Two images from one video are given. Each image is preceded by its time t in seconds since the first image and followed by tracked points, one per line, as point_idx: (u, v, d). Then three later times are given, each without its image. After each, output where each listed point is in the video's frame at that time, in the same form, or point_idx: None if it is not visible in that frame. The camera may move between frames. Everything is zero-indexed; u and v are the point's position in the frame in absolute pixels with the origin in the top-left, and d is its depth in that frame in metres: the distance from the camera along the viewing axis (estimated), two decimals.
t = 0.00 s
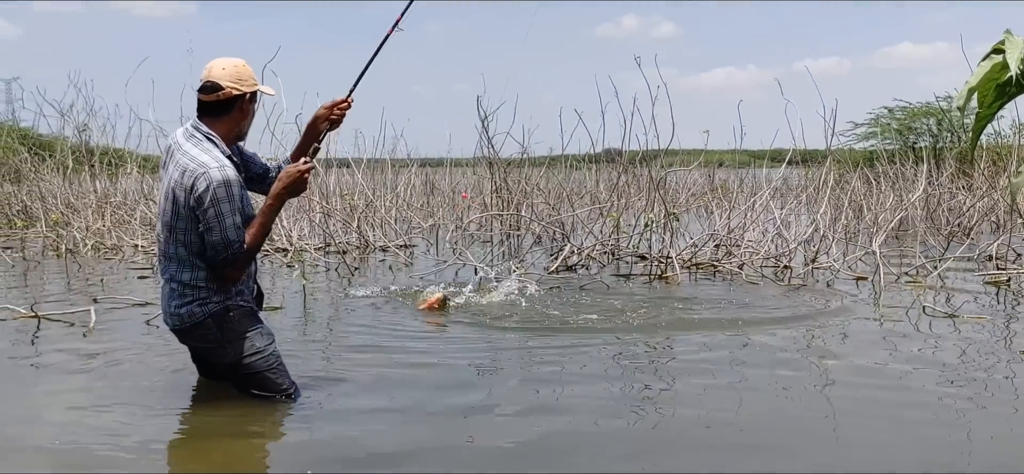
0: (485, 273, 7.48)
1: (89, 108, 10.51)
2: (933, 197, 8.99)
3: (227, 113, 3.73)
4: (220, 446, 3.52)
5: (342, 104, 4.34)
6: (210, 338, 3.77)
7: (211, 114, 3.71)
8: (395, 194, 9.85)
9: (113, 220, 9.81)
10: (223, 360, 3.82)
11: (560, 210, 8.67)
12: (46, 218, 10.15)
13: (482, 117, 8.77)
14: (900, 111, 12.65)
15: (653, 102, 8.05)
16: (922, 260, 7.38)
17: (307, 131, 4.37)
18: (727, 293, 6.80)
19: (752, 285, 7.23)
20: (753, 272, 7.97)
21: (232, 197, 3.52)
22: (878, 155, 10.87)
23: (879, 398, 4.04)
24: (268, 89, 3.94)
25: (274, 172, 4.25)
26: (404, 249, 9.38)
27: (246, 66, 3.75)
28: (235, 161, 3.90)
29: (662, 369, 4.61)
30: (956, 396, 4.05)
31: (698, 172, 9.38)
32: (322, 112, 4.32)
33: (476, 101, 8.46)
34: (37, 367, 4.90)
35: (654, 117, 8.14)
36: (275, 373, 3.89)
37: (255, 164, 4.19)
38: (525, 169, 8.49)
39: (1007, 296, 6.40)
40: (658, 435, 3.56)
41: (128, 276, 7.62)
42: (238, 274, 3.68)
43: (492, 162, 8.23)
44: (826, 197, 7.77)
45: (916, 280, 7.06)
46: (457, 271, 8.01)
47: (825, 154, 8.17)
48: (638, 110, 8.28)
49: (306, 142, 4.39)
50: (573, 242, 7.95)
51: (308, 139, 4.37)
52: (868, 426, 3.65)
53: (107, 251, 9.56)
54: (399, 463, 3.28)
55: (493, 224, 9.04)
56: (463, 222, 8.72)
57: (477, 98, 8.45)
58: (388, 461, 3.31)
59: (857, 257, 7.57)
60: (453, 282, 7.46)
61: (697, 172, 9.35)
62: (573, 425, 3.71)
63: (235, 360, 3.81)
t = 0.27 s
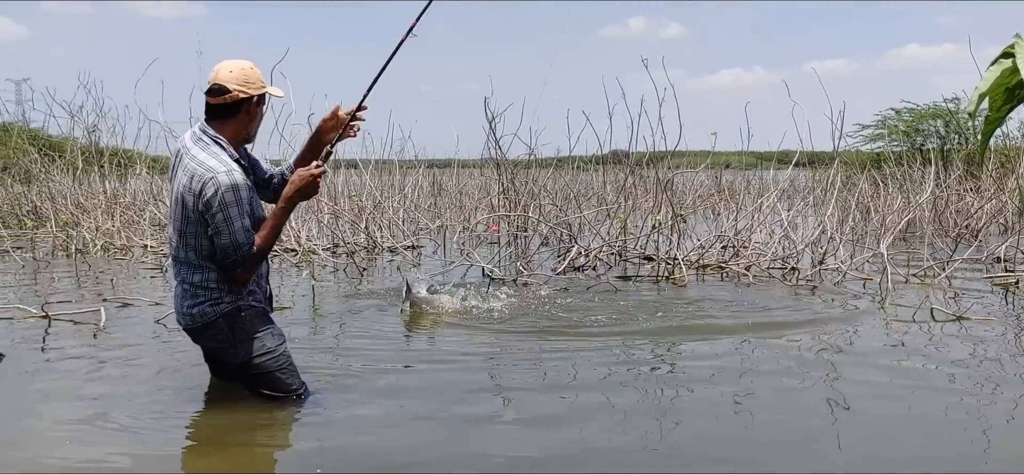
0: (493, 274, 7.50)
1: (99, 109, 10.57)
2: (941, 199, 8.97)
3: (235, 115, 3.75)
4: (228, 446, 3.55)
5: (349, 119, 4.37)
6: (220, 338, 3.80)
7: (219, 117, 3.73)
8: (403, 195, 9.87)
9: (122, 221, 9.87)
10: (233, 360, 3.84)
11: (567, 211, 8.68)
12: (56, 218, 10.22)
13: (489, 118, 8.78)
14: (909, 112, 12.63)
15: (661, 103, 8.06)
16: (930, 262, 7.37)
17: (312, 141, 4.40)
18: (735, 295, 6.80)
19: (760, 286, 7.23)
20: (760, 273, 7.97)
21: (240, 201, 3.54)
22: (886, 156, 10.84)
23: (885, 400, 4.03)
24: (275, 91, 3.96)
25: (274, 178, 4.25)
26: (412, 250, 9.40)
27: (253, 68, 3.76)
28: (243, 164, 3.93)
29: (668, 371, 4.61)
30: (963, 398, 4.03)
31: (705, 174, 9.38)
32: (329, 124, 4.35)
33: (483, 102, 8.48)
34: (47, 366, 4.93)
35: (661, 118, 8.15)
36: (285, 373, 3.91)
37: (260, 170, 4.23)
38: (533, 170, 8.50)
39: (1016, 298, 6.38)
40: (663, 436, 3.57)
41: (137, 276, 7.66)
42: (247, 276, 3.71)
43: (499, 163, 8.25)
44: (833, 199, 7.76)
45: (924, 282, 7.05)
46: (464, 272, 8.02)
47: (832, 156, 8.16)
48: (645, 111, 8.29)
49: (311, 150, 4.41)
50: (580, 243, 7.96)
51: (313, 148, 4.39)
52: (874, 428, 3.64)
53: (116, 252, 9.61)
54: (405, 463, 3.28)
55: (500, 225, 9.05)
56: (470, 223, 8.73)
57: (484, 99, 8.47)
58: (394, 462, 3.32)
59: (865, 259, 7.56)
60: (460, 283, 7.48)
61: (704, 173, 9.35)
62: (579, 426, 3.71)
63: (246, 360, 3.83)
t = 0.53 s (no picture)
0: (502, 275, 7.50)
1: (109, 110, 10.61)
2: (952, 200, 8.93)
3: (244, 118, 3.75)
4: (237, 446, 3.56)
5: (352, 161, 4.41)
6: (231, 339, 3.80)
7: (229, 120, 3.73)
8: (413, 196, 9.88)
9: (132, 222, 9.91)
10: (245, 361, 3.84)
11: (577, 212, 8.68)
12: (66, 219, 10.27)
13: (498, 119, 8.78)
14: (920, 113, 12.58)
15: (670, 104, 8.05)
16: (942, 263, 7.33)
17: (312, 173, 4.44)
18: (745, 296, 6.78)
19: (769, 287, 7.20)
20: (770, 275, 7.94)
21: (253, 203, 3.55)
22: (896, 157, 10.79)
23: (899, 402, 4.00)
24: (285, 92, 3.95)
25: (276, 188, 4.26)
26: (421, 251, 9.41)
27: (263, 70, 3.76)
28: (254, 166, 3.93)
29: (679, 373, 4.59)
30: (975, 400, 4.00)
31: (715, 175, 9.36)
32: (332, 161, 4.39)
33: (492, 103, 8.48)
34: (58, 367, 4.95)
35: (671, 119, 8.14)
36: (296, 374, 3.90)
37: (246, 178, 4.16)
38: (542, 171, 8.50)
39: None
40: (674, 438, 3.55)
41: (147, 277, 7.68)
42: (261, 277, 3.72)
43: (508, 164, 8.24)
44: (843, 200, 7.74)
45: (935, 283, 7.01)
46: (473, 273, 8.02)
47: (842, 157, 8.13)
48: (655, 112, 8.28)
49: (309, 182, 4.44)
50: (589, 244, 7.95)
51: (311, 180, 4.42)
52: (887, 430, 3.62)
53: (126, 253, 9.64)
54: (414, 466, 3.27)
55: (509, 226, 9.05)
56: (479, 225, 8.74)
57: (493, 100, 8.47)
58: (403, 465, 3.31)
59: (875, 260, 7.52)
60: (469, 284, 7.48)
61: (714, 174, 9.33)
62: (588, 428, 3.70)
63: (257, 361, 3.83)
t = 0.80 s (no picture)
0: (510, 274, 7.50)
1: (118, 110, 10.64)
2: (962, 199, 8.88)
3: (254, 117, 3.75)
4: (244, 444, 3.55)
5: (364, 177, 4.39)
6: (239, 336, 3.80)
7: (240, 118, 3.73)
8: (421, 196, 9.88)
9: (140, 221, 9.94)
10: (251, 358, 3.83)
11: (585, 211, 8.67)
12: (76, 218, 10.31)
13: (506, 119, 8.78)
14: (930, 113, 12.51)
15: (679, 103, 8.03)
16: (951, 263, 7.30)
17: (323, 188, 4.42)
18: (754, 295, 6.76)
19: (778, 287, 7.19)
20: (778, 274, 7.92)
21: (266, 200, 3.56)
22: (906, 156, 10.75)
23: (909, 402, 3.98)
24: (295, 91, 3.95)
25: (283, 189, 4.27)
26: (429, 250, 9.41)
27: (274, 69, 3.76)
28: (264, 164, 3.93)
29: (688, 372, 4.58)
30: (986, 400, 3.98)
31: (724, 174, 9.34)
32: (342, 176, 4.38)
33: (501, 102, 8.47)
34: (68, 365, 4.97)
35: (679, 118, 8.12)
36: (302, 372, 3.89)
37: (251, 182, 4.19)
38: (550, 170, 8.50)
39: None
40: (684, 437, 3.53)
41: (155, 276, 7.70)
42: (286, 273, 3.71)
43: (516, 163, 8.24)
44: (852, 199, 7.71)
45: (945, 283, 6.98)
46: (481, 272, 8.02)
47: (852, 156, 8.10)
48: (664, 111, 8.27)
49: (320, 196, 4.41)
50: (597, 243, 7.94)
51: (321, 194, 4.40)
52: (898, 429, 3.60)
53: (135, 252, 9.67)
54: (423, 463, 3.27)
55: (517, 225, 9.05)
56: (487, 224, 8.73)
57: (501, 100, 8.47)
58: (412, 463, 3.30)
59: (885, 259, 7.50)
60: (477, 283, 7.48)
61: (722, 173, 9.31)
62: (597, 427, 3.69)
63: (264, 358, 3.82)
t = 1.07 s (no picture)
0: (515, 273, 7.50)
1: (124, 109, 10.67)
2: (969, 199, 8.85)
3: (261, 114, 3.77)
4: (252, 444, 3.52)
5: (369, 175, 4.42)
6: (243, 333, 3.80)
7: (246, 115, 3.74)
8: (427, 196, 9.89)
9: (147, 221, 9.98)
10: (255, 355, 3.84)
11: (590, 211, 8.67)
12: (82, 217, 10.35)
13: (512, 118, 8.78)
14: (937, 112, 12.47)
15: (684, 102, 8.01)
16: (959, 262, 7.27)
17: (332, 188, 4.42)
18: (760, 295, 6.75)
19: (784, 286, 7.17)
20: (784, 274, 7.90)
21: (276, 194, 3.58)
22: (913, 156, 10.72)
23: (915, 401, 3.96)
24: (302, 88, 3.96)
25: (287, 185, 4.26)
26: (434, 250, 9.42)
27: (280, 66, 3.77)
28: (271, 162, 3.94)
29: (693, 371, 4.57)
30: (993, 400, 3.96)
31: (730, 174, 9.32)
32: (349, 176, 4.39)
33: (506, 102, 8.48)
34: (73, 363, 4.98)
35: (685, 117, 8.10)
36: (306, 370, 3.91)
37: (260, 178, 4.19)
38: (556, 170, 8.50)
39: None
40: (689, 436, 3.53)
41: (161, 275, 7.72)
42: (300, 268, 3.75)
43: (522, 163, 8.24)
44: (859, 198, 7.69)
45: (952, 283, 6.96)
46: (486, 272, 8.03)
47: (858, 155, 8.08)
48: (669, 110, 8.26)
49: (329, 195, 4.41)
50: (603, 243, 7.94)
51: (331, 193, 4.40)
52: (904, 429, 3.58)
53: (141, 251, 9.70)
54: (428, 461, 3.27)
55: (523, 225, 9.05)
56: (493, 223, 8.74)
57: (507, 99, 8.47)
58: (417, 461, 3.30)
59: (892, 258, 7.48)
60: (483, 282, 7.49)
61: (728, 173, 9.30)
62: (601, 426, 3.69)
63: (268, 355, 3.82)
